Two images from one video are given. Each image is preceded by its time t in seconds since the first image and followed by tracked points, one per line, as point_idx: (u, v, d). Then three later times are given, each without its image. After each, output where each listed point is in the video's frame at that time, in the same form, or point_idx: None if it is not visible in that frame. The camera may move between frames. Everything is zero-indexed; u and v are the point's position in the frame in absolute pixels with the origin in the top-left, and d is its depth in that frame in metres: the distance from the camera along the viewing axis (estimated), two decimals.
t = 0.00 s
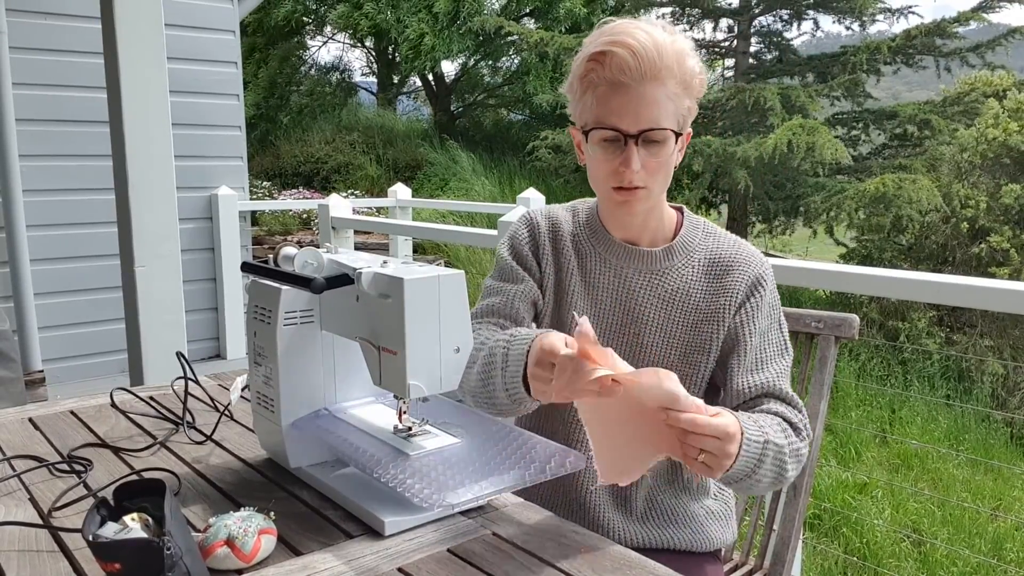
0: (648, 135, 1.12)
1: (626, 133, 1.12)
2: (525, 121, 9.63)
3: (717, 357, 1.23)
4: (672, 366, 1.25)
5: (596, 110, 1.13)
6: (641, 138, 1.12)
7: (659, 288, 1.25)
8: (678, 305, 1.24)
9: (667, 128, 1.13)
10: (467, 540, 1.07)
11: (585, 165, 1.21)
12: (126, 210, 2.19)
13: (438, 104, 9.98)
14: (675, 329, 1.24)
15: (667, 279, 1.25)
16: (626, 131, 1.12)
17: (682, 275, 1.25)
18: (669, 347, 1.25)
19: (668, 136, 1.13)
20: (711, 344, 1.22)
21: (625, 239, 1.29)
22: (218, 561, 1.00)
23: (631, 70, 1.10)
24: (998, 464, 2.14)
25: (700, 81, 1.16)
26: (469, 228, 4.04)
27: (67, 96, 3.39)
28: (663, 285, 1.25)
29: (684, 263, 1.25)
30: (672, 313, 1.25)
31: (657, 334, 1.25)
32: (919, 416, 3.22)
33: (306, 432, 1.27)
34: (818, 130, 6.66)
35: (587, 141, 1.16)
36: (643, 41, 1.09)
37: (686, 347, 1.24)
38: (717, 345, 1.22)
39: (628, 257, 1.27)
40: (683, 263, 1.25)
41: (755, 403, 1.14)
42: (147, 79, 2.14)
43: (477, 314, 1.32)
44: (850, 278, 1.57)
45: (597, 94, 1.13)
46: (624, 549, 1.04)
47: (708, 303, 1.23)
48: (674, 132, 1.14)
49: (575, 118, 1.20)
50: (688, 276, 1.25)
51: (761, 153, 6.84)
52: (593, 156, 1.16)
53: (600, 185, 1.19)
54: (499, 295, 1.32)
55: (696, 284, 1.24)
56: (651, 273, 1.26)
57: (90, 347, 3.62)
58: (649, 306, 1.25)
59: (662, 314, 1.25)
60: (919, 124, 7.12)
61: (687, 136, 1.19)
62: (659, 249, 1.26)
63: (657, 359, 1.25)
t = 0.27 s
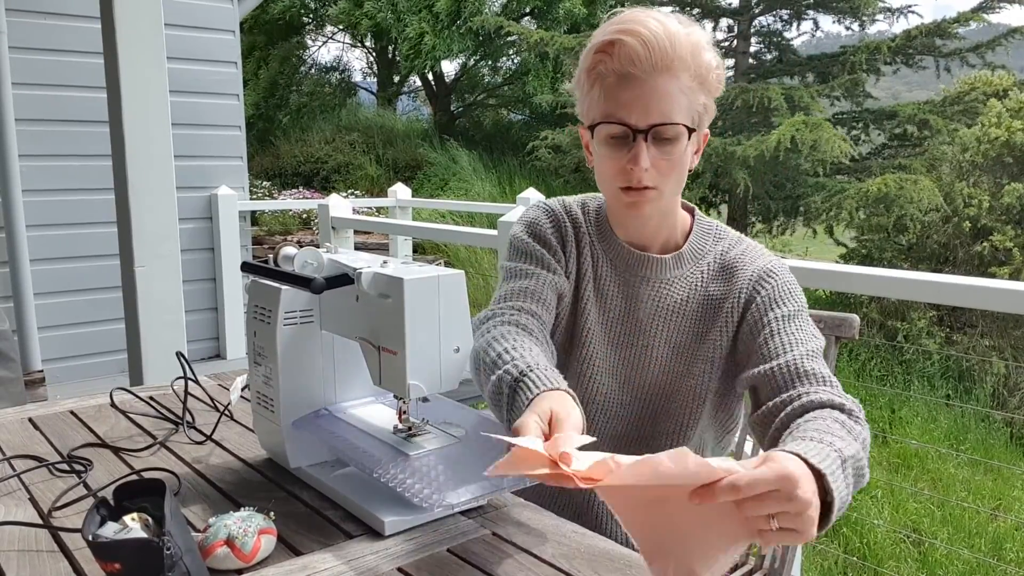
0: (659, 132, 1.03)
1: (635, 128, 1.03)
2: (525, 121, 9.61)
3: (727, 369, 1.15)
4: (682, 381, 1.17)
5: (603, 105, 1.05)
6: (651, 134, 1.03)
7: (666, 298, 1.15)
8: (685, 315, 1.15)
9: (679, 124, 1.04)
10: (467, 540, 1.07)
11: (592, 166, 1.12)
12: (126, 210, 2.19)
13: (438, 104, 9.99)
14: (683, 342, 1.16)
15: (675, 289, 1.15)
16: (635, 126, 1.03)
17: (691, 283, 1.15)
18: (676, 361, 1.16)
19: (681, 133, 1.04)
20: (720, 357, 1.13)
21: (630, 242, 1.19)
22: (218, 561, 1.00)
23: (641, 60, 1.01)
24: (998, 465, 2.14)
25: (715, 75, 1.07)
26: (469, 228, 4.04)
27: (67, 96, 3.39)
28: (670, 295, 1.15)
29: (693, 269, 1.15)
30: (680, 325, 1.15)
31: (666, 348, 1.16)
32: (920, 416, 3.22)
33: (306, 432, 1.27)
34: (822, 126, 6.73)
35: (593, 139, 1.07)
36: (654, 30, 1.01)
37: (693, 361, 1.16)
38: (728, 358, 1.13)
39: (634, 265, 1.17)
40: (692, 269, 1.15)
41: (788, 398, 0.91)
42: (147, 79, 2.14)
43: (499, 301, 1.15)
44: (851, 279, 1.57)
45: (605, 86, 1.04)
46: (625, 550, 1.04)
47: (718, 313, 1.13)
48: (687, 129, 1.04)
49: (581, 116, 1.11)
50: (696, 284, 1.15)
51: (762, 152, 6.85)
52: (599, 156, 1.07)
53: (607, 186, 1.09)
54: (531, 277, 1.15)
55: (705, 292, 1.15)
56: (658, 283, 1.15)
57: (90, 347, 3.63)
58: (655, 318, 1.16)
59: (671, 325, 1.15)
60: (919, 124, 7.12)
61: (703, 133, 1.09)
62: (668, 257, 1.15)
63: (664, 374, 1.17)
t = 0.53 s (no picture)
0: (667, 135, 1.03)
1: (643, 130, 1.03)
2: (525, 121, 9.60)
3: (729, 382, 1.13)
4: (685, 399, 1.16)
5: (613, 106, 1.05)
6: (660, 137, 1.03)
7: (666, 312, 1.15)
8: (687, 329, 1.14)
9: (691, 128, 1.04)
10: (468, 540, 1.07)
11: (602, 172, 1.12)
12: (126, 210, 2.19)
13: (438, 104, 9.99)
14: (684, 356, 1.15)
15: (675, 301, 1.15)
16: (643, 128, 1.03)
17: (694, 294, 1.14)
18: (677, 375, 1.16)
19: (692, 138, 1.04)
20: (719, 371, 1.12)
21: (637, 254, 1.20)
22: (218, 561, 1.00)
23: (652, 59, 1.01)
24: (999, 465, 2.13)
25: (735, 78, 1.06)
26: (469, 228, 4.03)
27: (67, 96, 3.39)
28: (671, 311, 1.15)
29: (696, 281, 1.15)
30: (682, 338, 1.15)
31: (666, 367, 1.16)
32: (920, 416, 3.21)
33: (306, 432, 1.27)
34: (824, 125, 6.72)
35: (602, 141, 1.07)
36: (668, 28, 1.01)
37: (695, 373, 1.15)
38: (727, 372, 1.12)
39: (635, 276, 1.17)
40: (695, 280, 1.15)
41: (766, 394, 0.90)
42: (147, 79, 2.14)
43: (507, 306, 1.16)
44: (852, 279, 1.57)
45: (615, 86, 1.04)
46: (625, 549, 1.04)
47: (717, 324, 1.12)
48: (700, 133, 1.04)
49: (593, 116, 1.12)
50: (698, 296, 1.14)
51: (763, 151, 6.85)
52: (607, 158, 1.07)
53: (614, 191, 1.10)
54: (546, 281, 1.17)
55: (707, 303, 1.13)
56: (660, 296, 1.16)
57: (89, 347, 3.62)
58: (656, 331, 1.16)
59: (672, 342, 1.15)
60: (919, 124, 7.12)
61: (718, 142, 1.08)
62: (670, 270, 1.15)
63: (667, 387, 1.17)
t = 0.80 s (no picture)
0: (675, 149, 1.05)
1: (650, 144, 1.05)
2: (525, 121, 9.61)
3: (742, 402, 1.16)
4: (696, 415, 1.20)
5: (620, 119, 1.07)
6: (667, 151, 1.05)
7: (679, 331, 1.17)
8: (700, 348, 1.17)
9: (699, 140, 1.05)
10: (468, 539, 1.07)
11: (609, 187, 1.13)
12: (125, 210, 2.19)
13: (438, 104, 9.99)
14: (696, 374, 1.18)
15: (688, 321, 1.17)
16: (649, 141, 1.05)
17: (708, 313, 1.16)
18: (689, 392, 1.19)
19: (701, 151, 1.05)
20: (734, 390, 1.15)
21: (647, 267, 1.22)
22: (218, 561, 1.00)
23: (660, 71, 1.03)
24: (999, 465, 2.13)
25: (744, 90, 1.08)
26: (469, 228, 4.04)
27: (68, 96, 3.39)
28: (683, 331, 1.17)
29: (710, 299, 1.16)
30: (694, 357, 1.17)
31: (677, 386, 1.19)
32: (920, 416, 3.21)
33: (306, 432, 1.26)
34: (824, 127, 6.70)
35: (609, 155, 1.09)
36: (676, 40, 1.03)
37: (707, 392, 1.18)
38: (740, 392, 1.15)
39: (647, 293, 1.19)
40: (708, 299, 1.16)
41: (767, 448, 0.95)
42: (146, 79, 2.14)
43: (496, 309, 1.16)
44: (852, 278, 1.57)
45: (621, 98, 1.06)
46: (624, 549, 1.04)
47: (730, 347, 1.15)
48: (709, 146, 1.06)
49: (601, 129, 1.14)
50: (713, 316, 1.16)
51: (764, 150, 6.84)
52: (614, 173, 1.09)
53: (621, 207, 1.11)
54: (538, 288, 1.17)
55: (721, 323, 1.15)
56: (672, 315, 1.17)
57: (90, 347, 3.62)
58: (668, 350, 1.18)
59: (684, 361, 1.18)
60: (920, 124, 7.12)
61: (725, 156, 1.10)
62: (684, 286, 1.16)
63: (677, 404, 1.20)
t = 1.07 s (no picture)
0: (682, 142, 1.05)
1: (659, 138, 1.05)
2: (525, 121, 9.61)
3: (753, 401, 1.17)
4: (706, 417, 1.20)
5: (627, 114, 1.07)
6: (675, 144, 1.05)
7: (691, 334, 1.17)
8: (711, 349, 1.17)
9: (706, 134, 1.05)
10: (468, 539, 1.07)
11: (615, 184, 1.13)
12: (125, 210, 2.19)
13: (438, 104, 9.99)
14: (706, 375, 1.18)
15: (700, 323, 1.17)
16: (658, 135, 1.05)
17: (719, 314, 1.16)
18: (699, 392, 1.19)
19: (708, 144, 1.05)
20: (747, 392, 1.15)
21: (654, 268, 1.21)
22: (218, 561, 1.00)
23: (666, 67, 1.03)
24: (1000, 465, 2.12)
25: (748, 85, 1.08)
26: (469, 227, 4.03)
27: (67, 95, 3.39)
28: (694, 333, 1.17)
29: (721, 299, 1.16)
30: (706, 358, 1.17)
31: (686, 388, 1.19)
32: (920, 415, 3.22)
33: (306, 431, 1.26)
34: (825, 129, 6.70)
35: (615, 151, 1.09)
36: (682, 35, 1.03)
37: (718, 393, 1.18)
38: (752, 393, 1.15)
39: (656, 296, 1.18)
40: (719, 300, 1.16)
41: (783, 454, 0.98)
42: (146, 79, 2.14)
43: (491, 315, 1.07)
44: (850, 278, 1.57)
45: (628, 94, 1.06)
46: (624, 549, 1.04)
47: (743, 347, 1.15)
48: (716, 139, 1.06)
49: (606, 126, 1.13)
50: (724, 317, 1.16)
51: (764, 151, 6.85)
52: (621, 168, 1.09)
53: (629, 203, 1.10)
54: (532, 296, 1.10)
55: (733, 323, 1.16)
56: (684, 317, 1.17)
57: (89, 347, 3.62)
58: (679, 353, 1.18)
59: (695, 363, 1.18)
60: (920, 124, 7.12)
61: (731, 151, 1.10)
62: (695, 288, 1.16)
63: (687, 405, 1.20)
